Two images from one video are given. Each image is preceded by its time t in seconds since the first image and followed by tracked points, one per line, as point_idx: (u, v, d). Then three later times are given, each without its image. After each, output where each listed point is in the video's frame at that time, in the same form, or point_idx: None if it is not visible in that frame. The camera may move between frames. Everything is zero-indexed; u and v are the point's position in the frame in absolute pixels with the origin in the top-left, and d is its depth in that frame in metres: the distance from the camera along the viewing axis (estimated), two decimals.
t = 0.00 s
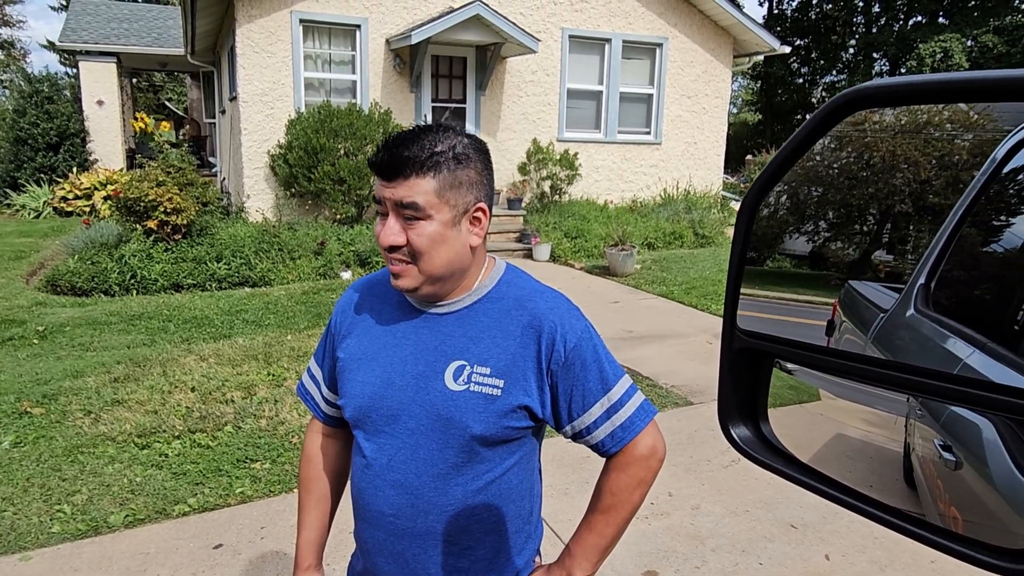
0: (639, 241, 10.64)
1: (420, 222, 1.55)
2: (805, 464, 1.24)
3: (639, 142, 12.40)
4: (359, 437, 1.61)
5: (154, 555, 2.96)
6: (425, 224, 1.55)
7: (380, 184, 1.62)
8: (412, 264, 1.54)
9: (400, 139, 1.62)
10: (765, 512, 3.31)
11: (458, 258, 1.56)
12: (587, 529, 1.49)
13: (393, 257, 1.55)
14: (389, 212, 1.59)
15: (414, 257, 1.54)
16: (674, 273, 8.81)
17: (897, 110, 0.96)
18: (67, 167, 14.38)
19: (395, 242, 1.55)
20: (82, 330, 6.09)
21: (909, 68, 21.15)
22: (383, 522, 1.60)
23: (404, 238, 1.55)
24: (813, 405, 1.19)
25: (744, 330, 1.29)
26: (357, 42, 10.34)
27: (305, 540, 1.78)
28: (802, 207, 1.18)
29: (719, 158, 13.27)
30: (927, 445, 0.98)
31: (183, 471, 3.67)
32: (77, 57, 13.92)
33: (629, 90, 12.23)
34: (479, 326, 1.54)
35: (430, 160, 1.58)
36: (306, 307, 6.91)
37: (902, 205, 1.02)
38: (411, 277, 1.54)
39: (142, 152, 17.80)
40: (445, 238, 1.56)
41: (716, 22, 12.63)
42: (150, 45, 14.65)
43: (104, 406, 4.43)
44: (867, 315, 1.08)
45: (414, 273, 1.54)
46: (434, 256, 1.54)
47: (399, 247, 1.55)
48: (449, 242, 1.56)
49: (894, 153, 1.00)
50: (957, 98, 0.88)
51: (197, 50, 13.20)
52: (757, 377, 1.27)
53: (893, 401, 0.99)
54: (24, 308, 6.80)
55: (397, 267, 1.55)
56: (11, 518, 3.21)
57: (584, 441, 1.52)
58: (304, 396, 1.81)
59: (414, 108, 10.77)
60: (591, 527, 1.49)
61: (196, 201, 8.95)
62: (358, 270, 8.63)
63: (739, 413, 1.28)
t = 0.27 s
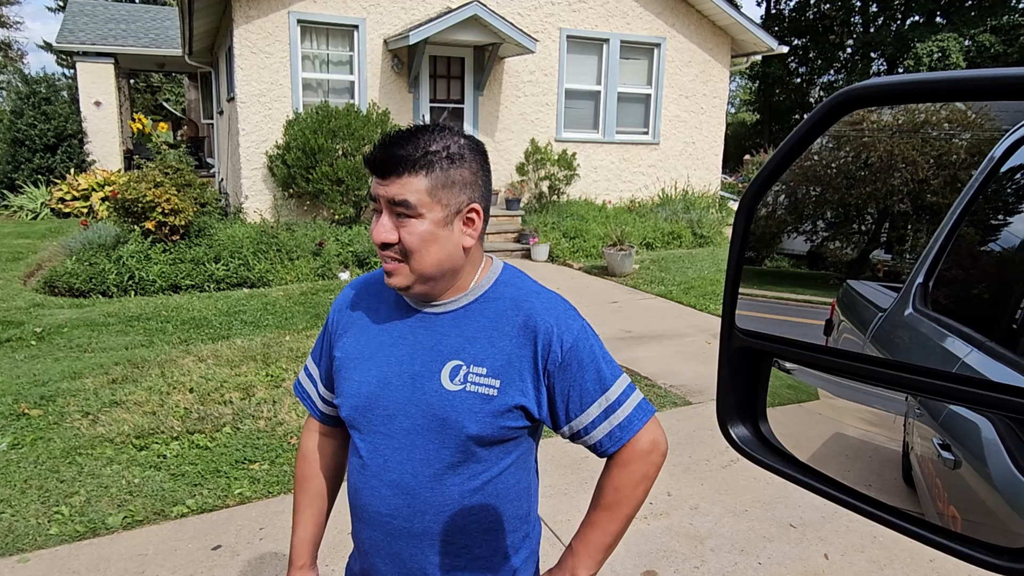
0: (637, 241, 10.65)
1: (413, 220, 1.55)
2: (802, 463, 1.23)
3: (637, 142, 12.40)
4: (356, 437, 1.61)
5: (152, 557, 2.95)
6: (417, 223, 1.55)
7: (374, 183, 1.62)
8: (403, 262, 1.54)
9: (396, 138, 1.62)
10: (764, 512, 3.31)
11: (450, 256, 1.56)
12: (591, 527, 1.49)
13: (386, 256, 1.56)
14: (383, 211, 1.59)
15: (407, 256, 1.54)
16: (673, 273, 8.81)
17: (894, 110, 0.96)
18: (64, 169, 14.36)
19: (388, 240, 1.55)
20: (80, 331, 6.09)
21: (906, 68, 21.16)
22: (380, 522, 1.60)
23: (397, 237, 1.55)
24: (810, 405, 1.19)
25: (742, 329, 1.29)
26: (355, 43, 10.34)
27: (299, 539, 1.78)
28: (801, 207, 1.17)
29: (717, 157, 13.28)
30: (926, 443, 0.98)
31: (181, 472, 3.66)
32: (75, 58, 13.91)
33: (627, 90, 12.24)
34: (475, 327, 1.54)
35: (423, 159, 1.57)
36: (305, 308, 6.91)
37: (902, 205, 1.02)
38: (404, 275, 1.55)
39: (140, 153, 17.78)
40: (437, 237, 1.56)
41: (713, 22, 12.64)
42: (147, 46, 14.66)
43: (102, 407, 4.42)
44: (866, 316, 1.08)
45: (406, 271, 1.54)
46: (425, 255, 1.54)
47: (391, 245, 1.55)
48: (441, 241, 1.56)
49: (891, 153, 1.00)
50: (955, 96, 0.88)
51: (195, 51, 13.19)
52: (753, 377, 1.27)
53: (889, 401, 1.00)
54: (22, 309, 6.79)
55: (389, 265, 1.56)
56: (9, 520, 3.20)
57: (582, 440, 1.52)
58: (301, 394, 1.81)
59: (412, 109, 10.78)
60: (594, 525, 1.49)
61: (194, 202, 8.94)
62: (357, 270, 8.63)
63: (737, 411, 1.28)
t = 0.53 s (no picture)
0: (638, 240, 10.65)
1: (439, 218, 1.55)
2: (804, 461, 1.23)
3: (638, 142, 12.40)
4: (357, 435, 1.61)
5: (154, 556, 2.96)
6: (444, 220, 1.56)
7: (393, 177, 1.60)
8: (428, 260, 1.54)
9: (419, 133, 1.60)
10: (766, 511, 3.31)
11: (471, 255, 1.58)
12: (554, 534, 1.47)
13: (409, 252, 1.54)
14: (406, 207, 1.58)
15: (432, 254, 1.54)
16: (674, 272, 8.81)
17: (895, 110, 0.96)
18: (65, 168, 14.37)
19: (413, 237, 1.54)
20: (81, 331, 6.09)
21: (907, 67, 21.13)
22: (382, 520, 1.60)
23: (422, 234, 1.55)
24: (813, 404, 1.20)
25: (744, 328, 1.29)
26: (356, 42, 10.34)
27: (303, 533, 1.75)
28: (801, 206, 1.18)
29: (718, 157, 13.28)
30: (928, 443, 0.98)
31: (182, 472, 3.67)
32: (75, 58, 13.94)
33: (628, 89, 12.24)
34: (477, 325, 1.54)
35: (451, 156, 1.58)
36: (306, 307, 6.92)
37: (902, 204, 1.02)
38: (427, 273, 1.54)
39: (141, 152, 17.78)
40: (461, 235, 1.57)
41: (714, 21, 12.63)
42: (147, 46, 14.70)
43: (104, 407, 4.42)
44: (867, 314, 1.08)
45: (429, 270, 1.54)
46: (451, 253, 1.55)
47: (416, 242, 1.54)
48: (465, 239, 1.57)
49: (892, 152, 1.00)
50: (956, 96, 0.88)
51: (196, 50, 13.20)
52: (755, 375, 1.27)
53: (892, 400, 1.00)
54: (23, 309, 6.80)
55: (411, 263, 1.54)
56: (11, 519, 3.21)
57: (568, 445, 1.51)
58: (300, 393, 1.81)
59: (413, 108, 10.77)
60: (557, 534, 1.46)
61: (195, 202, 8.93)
62: (358, 270, 8.63)
63: (739, 411, 1.28)
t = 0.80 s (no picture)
0: (641, 239, 10.63)
1: (476, 220, 1.58)
2: (810, 461, 1.23)
3: (641, 140, 12.39)
4: (360, 432, 1.61)
5: (157, 554, 2.96)
6: (479, 222, 1.59)
7: (428, 175, 1.59)
8: (462, 262, 1.55)
9: (457, 133, 1.60)
10: (769, 510, 3.31)
11: (498, 256, 1.62)
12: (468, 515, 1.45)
13: (443, 253, 1.55)
14: (442, 208, 1.59)
15: (467, 255, 1.56)
16: (676, 271, 8.80)
17: (899, 108, 0.96)
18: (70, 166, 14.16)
19: (451, 238, 1.55)
20: (84, 329, 6.10)
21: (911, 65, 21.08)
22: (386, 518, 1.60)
23: (458, 235, 1.56)
24: (820, 404, 1.19)
25: (749, 327, 1.29)
26: (359, 41, 10.34)
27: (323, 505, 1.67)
28: (804, 206, 1.18)
29: (721, 155, 13.26)
30: (936, 443, 0.97)
31: (185, 470, 3.67)
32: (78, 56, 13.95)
33: (630, 88, 12.22)
34: (480, 325, 1.54)
35: (489, 161, 1.60)
36: (308, 306, 6.92)
37: (906, 203, 1.02)
38: (461, 273, 1.55)
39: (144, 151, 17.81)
40: (494, 238, 1.61)
41: (717, 20, 12.62)
42: (150, 44, 14.72)
43: (107, 405, 4.43)
44: (871, 313, 1.08)
45: (463, 271, 1.56)
46: (485, 255, 1.58)
47: (454, 243, 1.55)
48: (496, 241, 1.61)
49: (895, 151, 1.00)
50: (960, 94, 0.87)
51: (199, 49, 13.20)
52: (760, 374, 1.27)
53: (899, 400, 0.99)
54: (26, 307, 6.81)
55: (445, 264, 1.55)
56: (15, 517, 3.21)
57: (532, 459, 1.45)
58: (301, 392, 1.81)
59: (416, 106, 10.77)
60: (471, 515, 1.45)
61: (198, 200, 8.93)
62: (360, 268, 8.61)
63: (745, 410, 1.28)
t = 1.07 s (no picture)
0: (643, 238, 10.62)
1: (496, 225, 1.58)
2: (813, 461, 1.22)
3: (643, 139, 12.37)
4: (362, 430, 1.61)
5: (160, 552, 2.96)
6: (498, 227, 1.58)
7: (449, 177, 1.57)
8: (480, 265, 1.55)
9: (479, 136, 1.59)
10: (772, 510, 3.30)
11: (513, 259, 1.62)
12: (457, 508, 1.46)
13: (461, 257, 1.54)
14: (463, 212, 1.57)
15: (485, 258, 1.55)
16: (679, 270, 8.79)
17: (902, 106, 0.96)
18: (71, 165, 14.35)
19: (470, 242, 1.54)
20: (87, 327, 6.10)
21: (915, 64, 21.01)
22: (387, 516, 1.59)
23: (478, 239, 1.55)
24: (825, 404, 1.18)
25: (754, 327, 1.28)
26: (361, 39, 10.33)
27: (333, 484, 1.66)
28: (809, 205, 1.17)
29: (724, 154, 13.24)
30: (941, 443, 0.97)
31: (188, 468, 3.67)
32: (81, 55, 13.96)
33: (633, 86, 12.21)
34: (484, 326, 1.53)
35: (509, 165, 1.60)
36: (311, 304, 6.92)
37: (909, 201, 1.01)
38: (477, 276, 1.54)
39: (147, 149, 17.83)
40: (510, 242, 1.60)
41: (720, 18, 12.60)
42: (153, 43, 14.72)
43: (110, 403, 4.43)
44: (874, 313, 1.07)
45: (481, 274, 1.55)
46: (502, 259, 1.58)
47: (474, 248, 1.54)
48: (511, 245, 1.61)
49: (899, 149, 0.99)
50: (964, 92, 0.86)
51: (201, 47, 13.21)
52: (765, 375, 1.26)
53: (905, 400, 0.99)
54: (29, 305, 6.82)
55: (463, 267, 1.54)
56: (18, 514, 3.22)
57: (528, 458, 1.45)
58: (302, 387, 1.81)
59: (418, 105, 10.76)
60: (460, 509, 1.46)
61: (201, 199, 8.91)
62: (363, 267, 8.60)
63: (750, 410, 1.27)
